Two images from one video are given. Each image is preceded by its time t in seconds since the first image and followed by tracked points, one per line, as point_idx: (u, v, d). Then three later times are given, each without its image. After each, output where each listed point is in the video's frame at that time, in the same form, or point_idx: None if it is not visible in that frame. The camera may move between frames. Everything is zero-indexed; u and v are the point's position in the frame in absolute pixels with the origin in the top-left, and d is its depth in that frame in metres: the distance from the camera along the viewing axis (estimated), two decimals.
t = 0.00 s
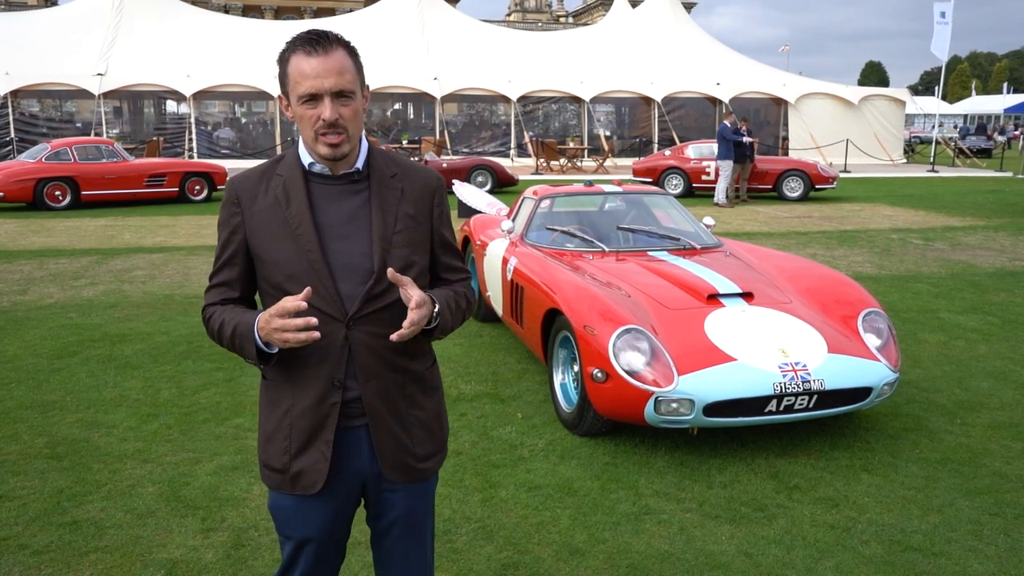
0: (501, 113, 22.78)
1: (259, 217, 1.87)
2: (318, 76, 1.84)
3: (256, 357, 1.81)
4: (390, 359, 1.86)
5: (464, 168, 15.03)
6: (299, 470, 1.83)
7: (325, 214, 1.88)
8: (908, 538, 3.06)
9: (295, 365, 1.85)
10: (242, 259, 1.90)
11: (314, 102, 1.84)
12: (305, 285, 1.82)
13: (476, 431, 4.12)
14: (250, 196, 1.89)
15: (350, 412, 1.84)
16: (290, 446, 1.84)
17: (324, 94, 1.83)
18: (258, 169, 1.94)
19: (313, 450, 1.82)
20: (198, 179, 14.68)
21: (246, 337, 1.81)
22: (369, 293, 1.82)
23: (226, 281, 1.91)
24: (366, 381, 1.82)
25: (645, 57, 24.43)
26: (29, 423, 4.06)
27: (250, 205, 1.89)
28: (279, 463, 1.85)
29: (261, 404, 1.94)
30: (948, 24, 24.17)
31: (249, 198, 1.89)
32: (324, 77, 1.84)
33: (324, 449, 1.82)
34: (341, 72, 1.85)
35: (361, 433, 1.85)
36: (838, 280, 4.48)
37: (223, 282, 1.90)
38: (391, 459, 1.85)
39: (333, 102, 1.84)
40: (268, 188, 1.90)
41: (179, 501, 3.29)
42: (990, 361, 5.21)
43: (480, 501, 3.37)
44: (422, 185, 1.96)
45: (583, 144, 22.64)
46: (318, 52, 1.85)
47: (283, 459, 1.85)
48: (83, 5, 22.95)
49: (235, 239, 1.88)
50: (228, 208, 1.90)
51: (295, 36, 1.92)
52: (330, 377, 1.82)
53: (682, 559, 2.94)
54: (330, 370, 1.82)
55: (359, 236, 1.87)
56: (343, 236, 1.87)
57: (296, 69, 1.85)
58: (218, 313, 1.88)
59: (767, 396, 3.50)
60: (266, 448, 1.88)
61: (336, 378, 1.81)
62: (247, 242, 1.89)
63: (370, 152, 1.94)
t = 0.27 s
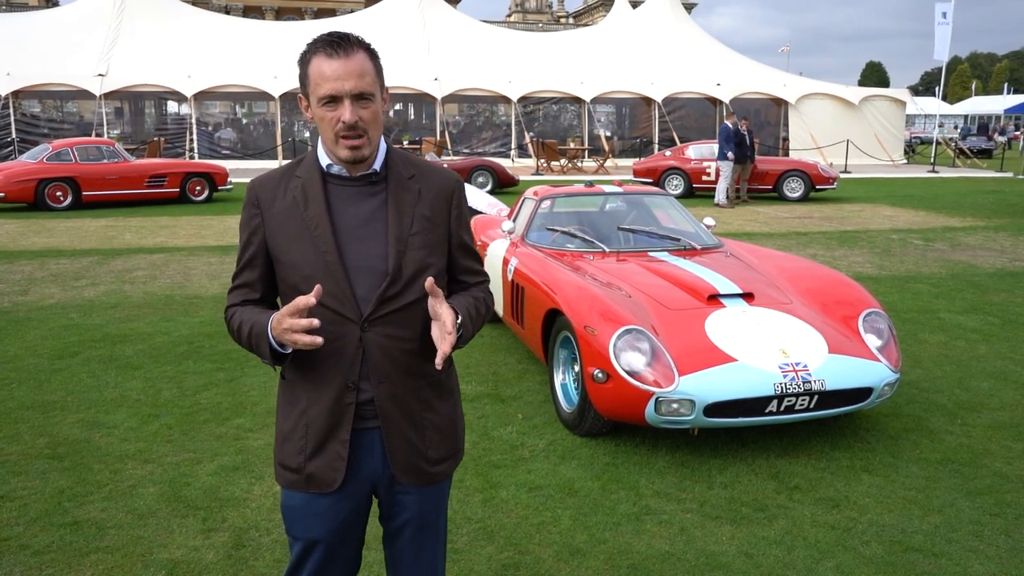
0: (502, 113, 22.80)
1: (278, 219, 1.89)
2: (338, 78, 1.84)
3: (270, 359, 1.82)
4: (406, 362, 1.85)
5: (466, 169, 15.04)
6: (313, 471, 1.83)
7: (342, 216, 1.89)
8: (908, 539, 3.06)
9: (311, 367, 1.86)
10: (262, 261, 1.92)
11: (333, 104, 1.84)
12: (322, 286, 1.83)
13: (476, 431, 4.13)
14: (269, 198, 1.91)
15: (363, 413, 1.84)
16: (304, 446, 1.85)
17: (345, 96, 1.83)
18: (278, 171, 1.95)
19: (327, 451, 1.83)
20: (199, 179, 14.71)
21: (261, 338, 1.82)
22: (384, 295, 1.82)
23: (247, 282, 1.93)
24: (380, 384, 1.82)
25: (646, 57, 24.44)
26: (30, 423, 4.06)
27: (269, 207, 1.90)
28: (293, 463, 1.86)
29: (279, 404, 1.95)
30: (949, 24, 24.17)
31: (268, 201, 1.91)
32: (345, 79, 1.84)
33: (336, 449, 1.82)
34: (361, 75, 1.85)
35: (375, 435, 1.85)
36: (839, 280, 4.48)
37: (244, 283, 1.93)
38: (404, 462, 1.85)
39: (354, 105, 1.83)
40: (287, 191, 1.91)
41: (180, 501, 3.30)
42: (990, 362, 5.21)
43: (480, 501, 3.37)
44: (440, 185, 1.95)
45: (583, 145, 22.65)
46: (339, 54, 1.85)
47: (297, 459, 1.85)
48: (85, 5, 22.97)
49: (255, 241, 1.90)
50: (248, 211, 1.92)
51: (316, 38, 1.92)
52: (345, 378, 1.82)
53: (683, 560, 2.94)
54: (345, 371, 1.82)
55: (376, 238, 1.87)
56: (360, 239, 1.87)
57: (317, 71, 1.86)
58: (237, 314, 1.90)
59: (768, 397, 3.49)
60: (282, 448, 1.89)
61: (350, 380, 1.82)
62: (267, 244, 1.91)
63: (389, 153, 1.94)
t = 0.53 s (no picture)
0: (502, 113, 22.81)
1: (285, 219, 1.89)
2: (346, 78, 1.83)
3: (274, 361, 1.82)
4: (412, 364, 1.85)
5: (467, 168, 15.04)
6: (319, 471, 1.83)
7: (349, 216, 1.89)
8: (909, 539, 3.06)
9: (317, 367, 1.86)
10: (270, 259, 1.92)
11: (341, 104, 1.83)
12: (328, 287, 1.83)
13: (476, 432, 4.12)
14: (277, 197, 1.91)
15: (369, 414, 1.84)
16: (310, 446, 1.84)
17: (352, 96, 1.83)
18: (286, 171, 1.95)
19: (333, 452, 1.82)
20: (200, 179, 14.71)
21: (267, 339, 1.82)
22: (390, 296, 1.82)
23: (254, 281, 1.93)
24: (387, 385, 1.82)
25: (646, 57, 24.43)
26: (30, 423, 4.06)
27: (277, 206, 1.90)
28: (299, 463, 1.86)
29: (285, 403, 1.95)
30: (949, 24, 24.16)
31: (275, 200, 1.91)
32: (353, 78, 1.83)
33: (342, 450, 1.82)
34: (370, 75, 1.85)
35: (381, 436, 1.84)
36: (839, 280, 4.48)
37: (251, 282, 1.93)
38: (410, 463, 1.84)
39: (361, 105, 1.83)
40: (294, 190, 1.91)
41: (180, 501, 3.30)
42: (991, 362, 5.20)
43: (481, 502, 3.37)
44: (448, 186, 1.95)
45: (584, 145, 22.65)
46: (348, 54, 1.85)
47: (303, 459, 1.85)
48: (86, 5, 22.96)
49: (262, 241, 1.91)
50: (256, 210, 1.92)
51: (326, 36, 1.92)
52: (351, 380, 1.82)
53: (684, 560, 2.94)
54: (351, 372, 1.82)
55: (382, 239, 1.87)
56: (366, 239, 1.87)
57: (325, 70, 1.85)
58: (244, 314, 1.91)
59: (769, 397, 3.49)
60: (288, 448, 1.89)
61: (356, 381, 1.82)
62: (274, 243, 1.91)
63: (396, 153, 1.93)
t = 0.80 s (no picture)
0: (503, 113, 22.83)
1: (289, 218, 1.89)
2: (350, 79, 1.83)
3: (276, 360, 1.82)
4: (415, 366, 1.85)
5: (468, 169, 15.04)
6: (321, 472, 1.84)
7: (352, 216, 1.89)
8: (910, 539, 3.06)
9: (319, 368, 1.86)
10: (273, 259, 1.93)
11: (345, 105, 1.83)
12: (331, 287, 1.83)
13: (476, 432, 4.12)
14: (280, 198, 1.91)
15: (371, 415, 1.84)
16: (313, 446, 1.85)
17: (356, 98, 1.83)
18: (289, 171, 1.95)
19: (335, 453, 1.83)
20: (200, 179, 14.73)
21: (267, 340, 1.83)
22: (393, 298, 1.82)
23: (257, 281, 1.94)
24: (389, 386, 1.82)
25: (647, 57, 24.44)
26: (30, 423, 4.07)
27: (281, 207, 1.91)
28: (301, 463, 1.86)
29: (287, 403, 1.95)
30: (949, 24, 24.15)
31: (279, 200, 1.91)
32: (357, 80, 1.83)
33: (343, 451, 1.82)
34: (374, 77, 1.85)
35: (383, 437, 1.84)
36: (839, 280, 4.48)
37: (254, 282, 1.94)
38: (411, 464, 1.85)
39: (365, 106, 1.83)
40: (298, 190, 1.91)
41: (181, 501, 3.30)
42: (992, 362, 5.20)
43: (482, 502, 3.37)
44: (452, 186, 1.95)
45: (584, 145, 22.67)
46: (352, 55, 1.85)
47: (305, 459, 1.86)
48: (86, 6, 22.97)
49: (266, 241, 1.91)
50: (259, 210, 1.93)
51: (330, 37, 1.91)
52: (354, 380, 1.82)
53: (684, 560, 2.94)
54: (354, 373, 1.82)
55: (386, 239, 1.87)
56: (370, 240, 1.87)
57: (329, 72, 1.85)
58: (247, 313, 1.91)
59: (769, 397, 3.49)
60: (290, 448, 1.89)
61: (359, 383, 1.82)
62: (277, 244, 1.92)
63: (400, 154, 1.93)
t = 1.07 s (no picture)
0: (503, 113, 22.82)
1: (294, 219, 1.89)
2: (354, 79, 1.83)
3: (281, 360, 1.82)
4: (419, 367, 1.85)
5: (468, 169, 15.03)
6: (324, 473, 1.84)
7: (357, 217, 1.89)
8: (910, 539, 3.06)
9: (325, 370, 1.86)
10: (277, 260, 1.93)
11: (349, 105, 1.83)
12: (336, 288, 1.83)
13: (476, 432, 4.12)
14: (284, 198, 1.91)
15: (375, 416, 1.84)
16: (316, 448, 1.85)
17: (360, 98, 1.83)
18: (294, 171, 1.95)
19: (339, 454, 1.83)
20: (200, 179, 14.73)
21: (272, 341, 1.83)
22: (398, 299, 1.82)
23: (261, 281, 1.94)
24: (394, 388, 1.82)
25: (647, 57, 24.43)
26: (30, 423, 4.06)
27: (285, 208, 1.91)
28: (305, 464, 1.86)
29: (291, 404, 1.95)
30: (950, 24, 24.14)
31: (283, 201, 1.91)
32: (360, 80, 1.83)
33: (346, 453, 1.82)
34: (378, 77, 1.85)
35: (386, 438, 1.84)
36: (839, 280, 4.48)
37: (258, 283, 1.94)
38: (415, 466, 1.84)
39: (368, 106, 1.83)
40: (302, 190, 1.91)
41: (181, 501, 3.30)
42: (992, 362, 5.20)
43: (482, 502, 3.37)
44: (457, 187, 1.95)
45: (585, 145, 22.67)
46: (355, 55, 1.85)
47: (309, 460, 1.86)
48: (87, 6, 22.97)
49: (270, 242, 1.91)
50: (264, 210, 1.92)
51: (333, 38, 1.91)
52: (358, 381, 1.82)
53: (684, 560, 2.94)
54: (358, 375, 1.82)
55: (390, 240, 1.87)
56: (374, 241, 1.87)
57: (332, 72, 1.85)
58: (251, 314, 1.91)
59: (770, 397, 3.49)
60: (294, 449, 1.90)
61: (362, 385, 1.82)
62: (282, 244, 1.91)
63: (404, 154, 1.93)
